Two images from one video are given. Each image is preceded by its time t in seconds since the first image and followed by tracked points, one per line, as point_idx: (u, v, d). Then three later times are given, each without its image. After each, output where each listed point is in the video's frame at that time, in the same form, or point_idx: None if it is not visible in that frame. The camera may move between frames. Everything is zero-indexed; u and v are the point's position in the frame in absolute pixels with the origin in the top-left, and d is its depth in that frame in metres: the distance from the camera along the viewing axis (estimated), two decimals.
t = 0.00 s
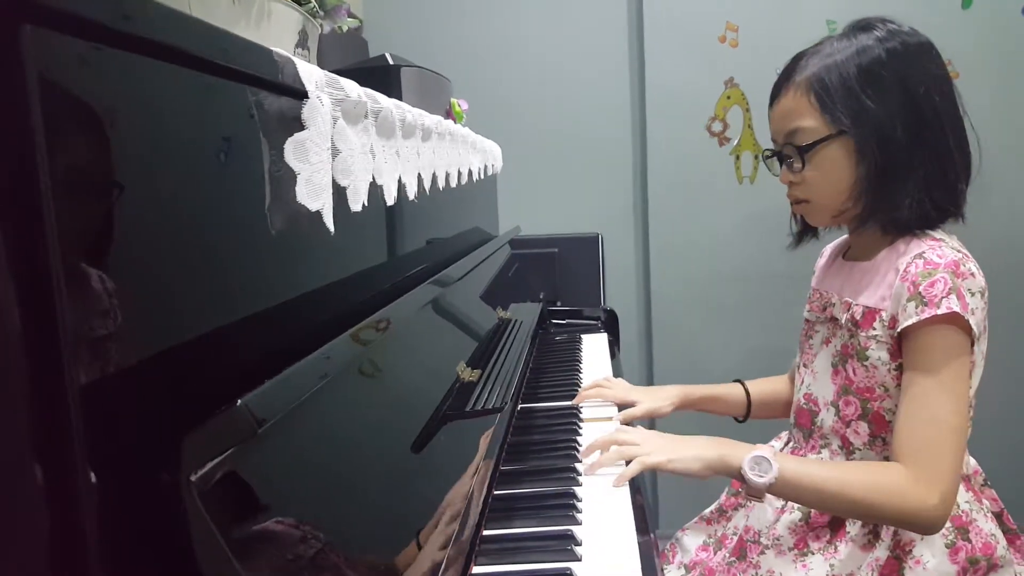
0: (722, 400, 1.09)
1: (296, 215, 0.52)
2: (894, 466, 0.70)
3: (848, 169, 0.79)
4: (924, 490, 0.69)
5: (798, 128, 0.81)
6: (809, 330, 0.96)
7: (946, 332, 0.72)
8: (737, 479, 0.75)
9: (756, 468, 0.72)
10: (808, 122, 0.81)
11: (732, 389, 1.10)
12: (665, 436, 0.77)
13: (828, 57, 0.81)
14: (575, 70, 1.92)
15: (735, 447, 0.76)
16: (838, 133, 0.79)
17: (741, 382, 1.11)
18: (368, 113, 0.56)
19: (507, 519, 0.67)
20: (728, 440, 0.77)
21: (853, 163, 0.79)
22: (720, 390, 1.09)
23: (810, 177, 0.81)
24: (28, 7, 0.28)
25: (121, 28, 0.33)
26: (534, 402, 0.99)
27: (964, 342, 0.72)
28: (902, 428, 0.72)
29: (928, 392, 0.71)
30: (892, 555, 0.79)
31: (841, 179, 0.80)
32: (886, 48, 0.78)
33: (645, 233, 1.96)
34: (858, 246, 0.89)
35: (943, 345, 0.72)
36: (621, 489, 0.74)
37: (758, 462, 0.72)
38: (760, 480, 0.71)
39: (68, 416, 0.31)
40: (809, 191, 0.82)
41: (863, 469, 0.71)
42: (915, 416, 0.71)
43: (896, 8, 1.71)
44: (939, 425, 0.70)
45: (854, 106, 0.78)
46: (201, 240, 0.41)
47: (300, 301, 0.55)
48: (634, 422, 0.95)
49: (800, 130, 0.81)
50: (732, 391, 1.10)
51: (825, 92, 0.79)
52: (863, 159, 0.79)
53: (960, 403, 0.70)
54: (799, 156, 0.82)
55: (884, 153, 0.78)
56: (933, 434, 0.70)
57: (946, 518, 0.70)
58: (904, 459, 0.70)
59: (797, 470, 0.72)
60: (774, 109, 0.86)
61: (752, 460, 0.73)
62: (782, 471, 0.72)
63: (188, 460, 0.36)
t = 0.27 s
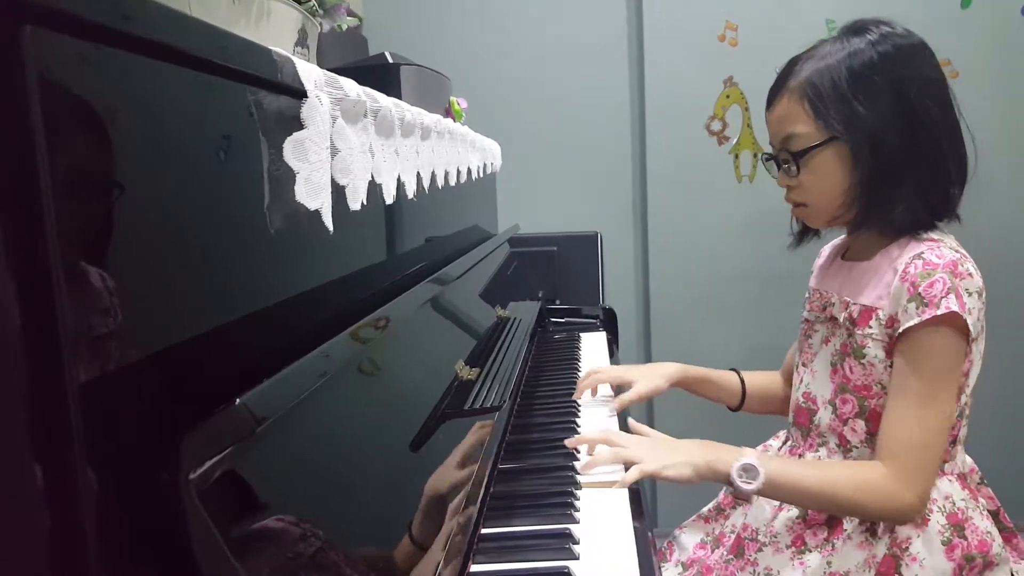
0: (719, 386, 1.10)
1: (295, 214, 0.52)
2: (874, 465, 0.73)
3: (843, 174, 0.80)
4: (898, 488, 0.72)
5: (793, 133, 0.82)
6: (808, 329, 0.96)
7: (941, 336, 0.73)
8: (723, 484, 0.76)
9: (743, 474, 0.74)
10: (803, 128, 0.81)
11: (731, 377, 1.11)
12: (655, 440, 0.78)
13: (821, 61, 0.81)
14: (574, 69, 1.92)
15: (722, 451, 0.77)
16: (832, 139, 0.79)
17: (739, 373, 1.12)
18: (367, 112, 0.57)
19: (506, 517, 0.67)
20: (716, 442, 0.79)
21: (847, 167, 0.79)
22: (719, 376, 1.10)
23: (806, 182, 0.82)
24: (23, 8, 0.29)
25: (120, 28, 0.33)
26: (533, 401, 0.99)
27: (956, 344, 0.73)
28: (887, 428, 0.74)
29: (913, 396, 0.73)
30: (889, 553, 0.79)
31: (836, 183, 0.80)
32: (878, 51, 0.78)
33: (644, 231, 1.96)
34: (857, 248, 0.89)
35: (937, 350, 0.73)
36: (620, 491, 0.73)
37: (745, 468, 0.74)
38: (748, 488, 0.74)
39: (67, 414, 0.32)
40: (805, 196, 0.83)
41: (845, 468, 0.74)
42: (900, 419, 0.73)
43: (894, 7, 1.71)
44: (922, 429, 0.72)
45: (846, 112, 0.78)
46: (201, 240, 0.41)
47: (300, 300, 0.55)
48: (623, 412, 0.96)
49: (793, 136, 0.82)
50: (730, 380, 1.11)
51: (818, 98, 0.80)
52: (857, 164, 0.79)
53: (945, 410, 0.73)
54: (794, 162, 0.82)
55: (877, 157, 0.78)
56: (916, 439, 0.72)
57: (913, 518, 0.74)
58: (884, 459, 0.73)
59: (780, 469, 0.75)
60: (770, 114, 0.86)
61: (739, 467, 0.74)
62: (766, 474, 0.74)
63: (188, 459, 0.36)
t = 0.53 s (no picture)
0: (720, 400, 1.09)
1: (294, 215, 0.52)
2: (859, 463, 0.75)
3: (835, 176, 0.80)
4: (881, 482, 0.74)
5: (788, 135, 0.82)
6: (807, 328, 0.96)
7: (928, 337, 0.73)
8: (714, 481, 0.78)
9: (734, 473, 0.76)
10: (797, 129, 0.81)
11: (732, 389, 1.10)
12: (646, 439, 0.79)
13: (818, 63, 0.81)
14: (574, 67, 1.91)
15: (712, 448, 0.78)
16: (825, 141, 0.79)
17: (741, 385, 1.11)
18: (365, 113, 0.57)
19: (504, 516, 0.67)
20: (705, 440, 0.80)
21: (840, 168, 0.80)
22: (721, 390, 1.10)
23: (800, 183, 0.82)
24: (18, 9, 0.28)
25: (119, 29, 0.33)
26: (532, 400, 0.99)
27: (945, 344, 0.73)
28: (872, 426, 0.75)
29: (897, 397, 0.74)
30: (885, 549, 0.79)
31: (830, 184, 0.80)
32: (874, 53, 0.78)
33: (644, 231, 1.96)
34: (856, 249, 0.89)
35: (923, 351, 0.73)
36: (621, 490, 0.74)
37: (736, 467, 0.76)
38: (739, 486, 0.75)
39: (63, 414, 0.32)
40: (799, 197, 0.83)
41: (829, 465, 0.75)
42: (885, 419, 0.74)
43: (895, 6, 1.70)
44: (905, 430, 0.73)
45: (837, 114, 0.78)
46: (201, 240, 0.41)
47: (298, 300, 0.55)
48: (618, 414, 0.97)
49: (788, 137, 0.82)
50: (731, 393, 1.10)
51: (813, 100, 0.80)
52: (849, 166, 0.79)
53: (930, 410, 0.73)
54: (790, 162, 0.83)
55: (868, 161, 0.78)
56: (899, 439, 0.73)
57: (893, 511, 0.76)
58: (869, 456, 0.75)
59: (770, 468, 0.76)
60: (768, 114, 0.86)
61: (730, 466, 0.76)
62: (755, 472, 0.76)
63: (186, 459, 0.36)
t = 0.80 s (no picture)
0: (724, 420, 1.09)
1: (292, 216, 0.52)
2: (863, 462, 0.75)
3: (829, 176, 0.80)
4: (883, 480, 0.74)
5: (785, 133, 0.83)
6: (807, 327, 0.96)
7: (927, 336, 0.73)
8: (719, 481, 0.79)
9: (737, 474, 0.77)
10: (793, 128, 0.82)
11: (734, 409, 1.10)
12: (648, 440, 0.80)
13: (817, 62, 0.80)
14: (574, 67, 1.91)
15: (715, 450, 0.79)
16: (819, 140, 0.80)
17: (743, 402, 1.11)
18: (363, 114, 0.56)
19: (504, 517, 0.67)
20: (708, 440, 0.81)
21: (833, 169, 0.80)
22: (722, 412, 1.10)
23: (798, 180, 0.83)
24: (12, 14, 0.29)
25: (115, 33, 0.33)
26: (532, 401, 0.99)
27: (944, 343, 0.73)
28: (875, 425, 0.75)
29: (898, 396, 0.74)
30: (885, 548, 0.79)
31: (823, 185, 0.81)
32: (871, 53, 0.77)
33: (644, 230, 1.95)
34: (856, 247, 0.88)
35: (922, 350, 0.73)
36: (623, 491, 0.73)
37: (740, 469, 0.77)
38: (743, 489, 0.77)
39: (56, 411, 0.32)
40: (797, 194, 0.84)
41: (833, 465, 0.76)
42: (886, 418, 0.74)
43: (896, 4, 1.70)
44: (905, 429, 0.73)
45: (831, 114, 0.78)
46: (201, 240, 0.41)
47: (298, 300, 0.55)
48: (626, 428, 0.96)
49: (784, 137, 0.83)
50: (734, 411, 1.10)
51: (809, 100, 0.80)
52: (843, 167, 0.79)
53: (930, 408, 0.73)
54: (786, 160, 0.84)
55: (859, 164, 0.78)
56: (901, 438, 0.73)
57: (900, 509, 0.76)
58: (872, 455, 0.75)
59: (771, 467, 0.77)
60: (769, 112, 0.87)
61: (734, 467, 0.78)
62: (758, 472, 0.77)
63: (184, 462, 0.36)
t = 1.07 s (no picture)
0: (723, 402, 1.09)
1: (288, 219, 0.52)
2: (863, 463, 0.75)
3: (831, 174, 0.80)
4: (881, 482, 0.74)
5: (788, 131, 0.83)
6: (807, 327, 0.96)
7: (927, 339, 0.73)
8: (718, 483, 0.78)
9: (736, 476, 0.76)
10: (796, 126, 0.82)
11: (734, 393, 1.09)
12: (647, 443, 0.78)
13: (823, 61, 0.80)
14: (574, 67, 1.91)
15: (716, 450, 0.78)
16: (822, 139, 0.80)
17: (745, 386, 1.10)
18: (359, 116, 0.56)
19: (501, 520, 0.67)
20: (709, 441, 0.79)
21: (835, 168, 0.80)
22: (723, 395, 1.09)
23: (800, 179, 0.83)
24: None
25: (103, 35, 0.33)
26: (531, 402, 0.99)
27: (945, 347, 0.73)
28: (875, 427, 0.75)
29: (898, 397, 0.73)
30: (883, 549, 0.79)
31: (823, 185, 0.81)
32: (876, 53, 0.77)
33: (644, 230, 1.95)
34: (857, 247, 0.88)
35: (922, 352, 0.73)
36: (621, 493, 0.73)
37: (739, 471, 0.76)
38: (743, 490, 0.75)
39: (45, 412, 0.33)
40: (799, 192, 0.84)
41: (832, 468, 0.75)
42: (886, 419, 0.74)
43: (895, 4, 1.70)
44: (905, 431, 0.73)
45: (836, 113, 0.78)
46: (202, 240, 0.42)
47: (298, 301, 0.55)
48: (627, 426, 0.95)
49: (787, 135, 0.83)
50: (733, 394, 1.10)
51: (813, 99, 0.80)
52: (845, 166, 0.79)
53: (930, 410, 0.73)
54: (788, 158, 0.84)
55: (862, 163, 0.78)
56: (900, 440, 0.73)
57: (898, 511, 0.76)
58: (871, 457, 0.75)
59: (772, 471, 0.76)
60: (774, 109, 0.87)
61: (733, 469, 0.76)
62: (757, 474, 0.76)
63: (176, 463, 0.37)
